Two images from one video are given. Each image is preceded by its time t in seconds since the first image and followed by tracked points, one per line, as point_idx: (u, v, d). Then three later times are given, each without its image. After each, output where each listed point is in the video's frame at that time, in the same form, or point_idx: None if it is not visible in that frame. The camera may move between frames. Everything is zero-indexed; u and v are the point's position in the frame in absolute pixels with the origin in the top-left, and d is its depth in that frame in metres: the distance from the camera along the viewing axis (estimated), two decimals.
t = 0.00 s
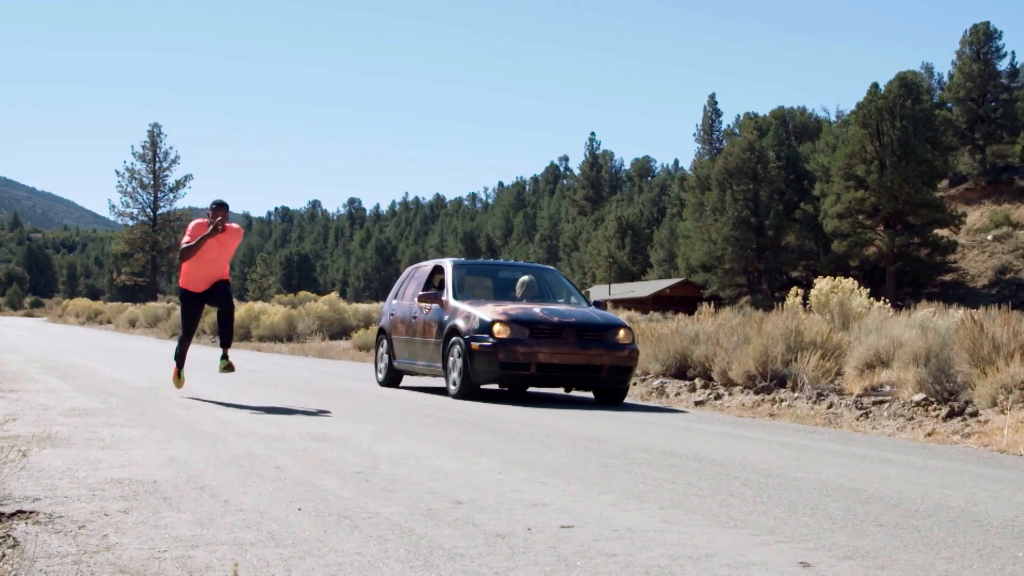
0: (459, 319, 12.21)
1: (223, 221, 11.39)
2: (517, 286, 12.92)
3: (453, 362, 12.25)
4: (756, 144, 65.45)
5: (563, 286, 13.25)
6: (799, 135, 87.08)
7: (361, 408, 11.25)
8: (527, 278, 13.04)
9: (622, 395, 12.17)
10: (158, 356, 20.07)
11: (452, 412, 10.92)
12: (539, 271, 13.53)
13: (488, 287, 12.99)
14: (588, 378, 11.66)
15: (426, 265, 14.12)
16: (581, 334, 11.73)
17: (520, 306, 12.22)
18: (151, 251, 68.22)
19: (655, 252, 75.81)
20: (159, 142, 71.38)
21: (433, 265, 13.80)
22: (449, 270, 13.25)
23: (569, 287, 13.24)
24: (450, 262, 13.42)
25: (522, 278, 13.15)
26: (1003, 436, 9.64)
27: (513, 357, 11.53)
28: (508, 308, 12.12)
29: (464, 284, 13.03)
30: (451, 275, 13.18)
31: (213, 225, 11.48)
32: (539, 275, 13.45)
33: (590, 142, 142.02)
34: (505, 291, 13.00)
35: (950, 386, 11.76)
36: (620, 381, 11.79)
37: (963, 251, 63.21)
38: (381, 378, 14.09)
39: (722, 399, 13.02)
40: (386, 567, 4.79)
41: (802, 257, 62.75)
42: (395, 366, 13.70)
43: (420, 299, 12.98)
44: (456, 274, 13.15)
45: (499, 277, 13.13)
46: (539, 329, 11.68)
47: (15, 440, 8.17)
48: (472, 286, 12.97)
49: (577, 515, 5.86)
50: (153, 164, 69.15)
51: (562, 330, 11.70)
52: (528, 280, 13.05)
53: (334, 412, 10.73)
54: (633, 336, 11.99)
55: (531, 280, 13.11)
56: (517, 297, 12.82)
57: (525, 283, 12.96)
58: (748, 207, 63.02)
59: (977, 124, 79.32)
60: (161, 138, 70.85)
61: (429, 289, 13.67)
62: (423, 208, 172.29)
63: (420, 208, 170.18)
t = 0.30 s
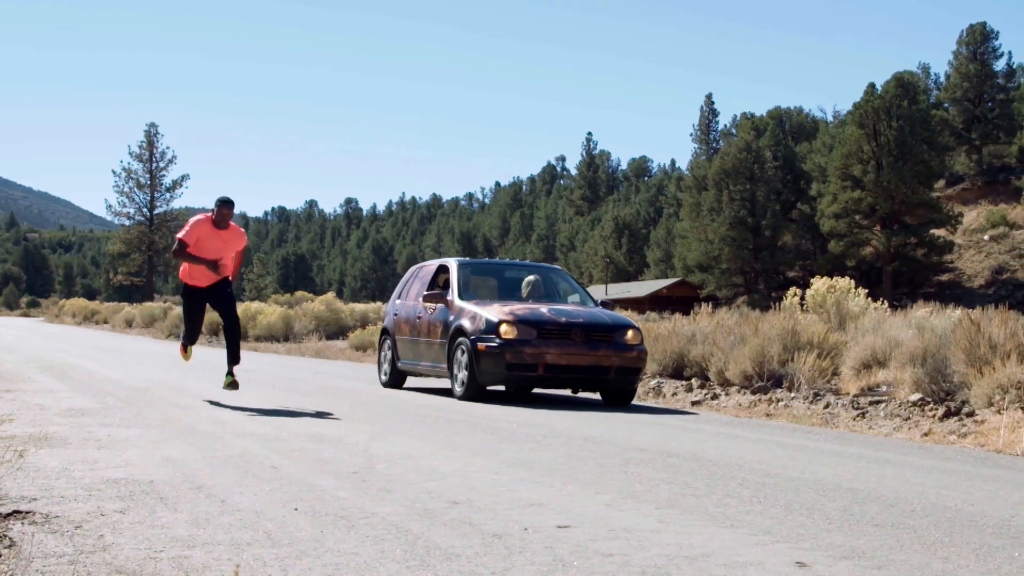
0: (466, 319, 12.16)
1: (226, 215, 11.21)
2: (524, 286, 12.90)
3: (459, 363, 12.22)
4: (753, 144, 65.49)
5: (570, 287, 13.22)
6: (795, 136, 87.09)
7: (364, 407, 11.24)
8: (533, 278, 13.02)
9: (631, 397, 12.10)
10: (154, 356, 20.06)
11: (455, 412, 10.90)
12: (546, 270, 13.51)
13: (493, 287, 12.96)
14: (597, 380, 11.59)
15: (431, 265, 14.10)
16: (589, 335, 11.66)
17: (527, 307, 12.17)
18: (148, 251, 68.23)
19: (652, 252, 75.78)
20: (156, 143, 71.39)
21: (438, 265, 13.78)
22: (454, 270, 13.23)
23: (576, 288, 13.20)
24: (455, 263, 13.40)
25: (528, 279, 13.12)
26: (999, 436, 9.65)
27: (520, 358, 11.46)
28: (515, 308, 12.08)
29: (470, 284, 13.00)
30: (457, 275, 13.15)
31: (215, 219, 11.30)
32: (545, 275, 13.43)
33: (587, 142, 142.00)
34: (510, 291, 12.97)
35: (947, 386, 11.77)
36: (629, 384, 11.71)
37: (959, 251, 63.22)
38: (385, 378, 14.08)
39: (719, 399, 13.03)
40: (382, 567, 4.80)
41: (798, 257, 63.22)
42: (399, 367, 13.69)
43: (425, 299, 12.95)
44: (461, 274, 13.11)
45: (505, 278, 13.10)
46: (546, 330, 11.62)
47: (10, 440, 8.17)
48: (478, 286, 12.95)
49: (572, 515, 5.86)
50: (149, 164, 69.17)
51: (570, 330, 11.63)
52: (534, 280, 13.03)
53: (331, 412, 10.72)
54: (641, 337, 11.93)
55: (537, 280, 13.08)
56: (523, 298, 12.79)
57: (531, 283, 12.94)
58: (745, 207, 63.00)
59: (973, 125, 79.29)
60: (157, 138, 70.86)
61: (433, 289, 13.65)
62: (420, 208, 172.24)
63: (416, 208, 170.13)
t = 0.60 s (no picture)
0: (471, 320, 12.12)
1: (228, 212, 10.86)
2: (529, 285, 12.88)
3: (464, 364, 12.17)
4: (750, 144, 65.51)
5: (576, 286, 13.18)
6: (793, 136, 87.12)
7: (366, 406, 11.23)
8: (539, 278, 13.01)
9: (640, 399, 12.03)
10: (152, 356, 20.02)
11: (457, 413, 10.90)
12: (551, 270, 13.49)
13: (498, 286, 12.92)
14: (605, 381, 11.53)
15: (434, 264, 14.07)
16: (596, 335, 11.59)
17: (534, 306, 12.11)
18: (145, 251, 68.18)
19: (649, 252, 75.75)
20: (153, 142, 71.33)
21: (443, 263, 13.74)
22: (459, 269, 13.19)
23: (582, 287, 13.15)
24: (460, 262, 13.34)
25: (533, 278, 13.10)
26: (996, 436, 9.65)
27: (527, 359, 11.40)
28: (521, 308, 12.02)
29: (476, 283, 12.94)
30: (462, 274, 13.12)
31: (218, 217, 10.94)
32: (551, 275, 13.41)
33: (584, 142, 141.97)
34: (516, 291, 12.92)
35: (944, 386, 11.77)
36: (637, 385, 11.65)
37: (956, 251, 63.24)
38: (387, 380, 14.08)
39: (716, 399, 13.03)
40: (380, 566, 4.79)
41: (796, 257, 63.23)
42: (403, 367, 13.65)
43: (431, 299, 12.91)
44: (466, 273, 13.06)
45: (510, 277, 13.05)
46: (553, 330, 11.55)
47: (7, 440, 8.15)
48: (484, 285, 12.91)
49: (572, 515, 5.86)
50: (147, 163, 69.10)
51: (578, 330, 11.56)
52: (539, 280, 13.01)
53: (328, 412, 10.70)
54: (650, 338, 11.86)
55: (542, 280, 13.06)
56: (529, 297, 12.75)
57: (537, 283, 12.92)
58: (743, 207, 62.98)
59: (971, 124, 79.39)
60: (155, 137, 70.81)
61: (438, 288, 13.60)
62: (418, 208, 172.16)
63: (414, 208, 170.04)
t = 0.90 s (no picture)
0: (478, 319, 12.01)
1: (229, 212, 10.73)
2: (536, 285, 12.81)
3: (471, 365, 12.09)
4: (746, 144, 65.52)
5: (583, 286, 13.12)
6: (789, 135, 87.14)
7: (366, 406, 11.21)
8: (545, 278, 12.93)
9: (648, 400, 11.95)
10: (149, 356, 20.01)
11: (458, 412, 10.87)
12: (557, 269, 13.42)
13: (504, 287, 12.83)
14: (614, 382, 11.43)
15: (439, 264, 14.01)
16: (605, 335, 11.49)
17: (542, 307, 12.00)
18: (141, 251, 68.14)
19: (646, 252, 75.76)
20: (149, 142, 71.30)
21: (448, 264, 13.68)
22: (465, 269, 13.11)
23: (590, 286, 13.08)
24: (466, 262, 13.28)
25: (540, 278, 13.02)
26: (993, 436, 9.65)
27: (534, 360, 11.28)
28: (529, 308, 11.91)
29: (482, 283, 12.86)
30: (468, 273, 13.04)
31: (221, 216, 10.80)
32: (558, 273, 13.33)
33: (581, 142, 141.93)
34: (521, 291, 12.85)
35: (940, 387, 11.76)
36: (646, 386, 11.56)
37: (953, 251, 63.27)
38: (391, 381, 14.04)
39: (712, 399, 13.03)
40: (376, 567, 4.79)
41: (793, 257, 63.23)
42: (407, 368, 13.60)
43: (437, 299, 12.84)
44: (472, 272, 12.99)
45: (517, 277, 12.97)
46: (562, 330, 11.43)
47: (3, 441, 8.14)
48: (491, 285, 12.82)
49: (568, 515, 5.86)
50: (143, 164, 69.05)
51: (587, 331, 11.44)
52: (546, 280, 12.94)
53: (324, 412, 10.69)
54: (659, 338, 11.75)
55: (549, 279, 12.99)
56: (535, 298, 12.67)
57: (543, 282, 12.85)
58: (739, 207, 62.99)
59: (966, 125, 79.46)
60: (151, 137, 70.79)
61: (443, 288, 13.55)
62: (414, 208, 172.11)
63: (411, 208, 170.02)
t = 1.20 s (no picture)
0: (485, 320, 11.89)
1: (230, 208, 10.68)
2: (543, 285, 12.69)
3: (478, 366, 11.97)
4: (743, 144, 65.59)
5: (592, 286, 13.01)
6: (786, 135, 87.16)
7: (368, 407, 11.18)
8: (552, 278, 12.82)
9: (657, 402, 11.81)
10: (146, 356, 20.00)
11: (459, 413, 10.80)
12: (565, 267, 13.31)
13: (510, 286, 12.70)
14: (625, 383, 11.28)
15: (444, 263, 13.89)
16: (615, 336, 11.34)
17: (549, 306, 11.87)
18: (138, 251, 68.18)
19: (642, 252, 75.76)
20: (146, 142, 71.31)
21: (453, 263, 13.58)
22: (471, 268, 13.00)
23: (597, 286, 12.98)
24: (472, 262, 13.15)
25: (547, 278, 12.91)
26: (989, 436, 9.65)
27: (543, 361, 11.15)
28: (538, 308, 11.78)
29: (489, 282, 12.75)
30: (474, 273, 12.92)
31: (219, 217, 10.77)
32: (565, 273, 13.22)
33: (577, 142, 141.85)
34: (528, 291, 12.73)
35: (936, 386, 11.75)
36: (656, 388, 11.41)
37: (949, 251, 63.30)
38: (396, 383, 13.95)
39: (709, 399, 13.04)
40: (372, 566, 4.80)
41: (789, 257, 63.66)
42: (411, 370, 13.50)
43: (442, 299, 12.70)
44: (478, 272, 12.87)
45: (523, 277, 12.87)
46: (571, 331, 11.29)
47: None
48: (497, 284, 12.70)
49: (564, 515, 5.86)
50: (139, 164, 69.10)
51: (596, 332, 11.30)
52: (553, 280, 12.83)
53: (318, 412, 10.70)
54: (669, 338, 11.61)
55: (556, 279, 12.88)
56: (542, 297, 12.56)
57: (550, 282, 12.74)
58: (735, 207, 63.15)
59: (963, 125, 79.58)
60: (147, 137, 70.84)
61: (448, 287, 13.45)
62: (411, 208, 172.02)
63: (407, 208, 169.93)
